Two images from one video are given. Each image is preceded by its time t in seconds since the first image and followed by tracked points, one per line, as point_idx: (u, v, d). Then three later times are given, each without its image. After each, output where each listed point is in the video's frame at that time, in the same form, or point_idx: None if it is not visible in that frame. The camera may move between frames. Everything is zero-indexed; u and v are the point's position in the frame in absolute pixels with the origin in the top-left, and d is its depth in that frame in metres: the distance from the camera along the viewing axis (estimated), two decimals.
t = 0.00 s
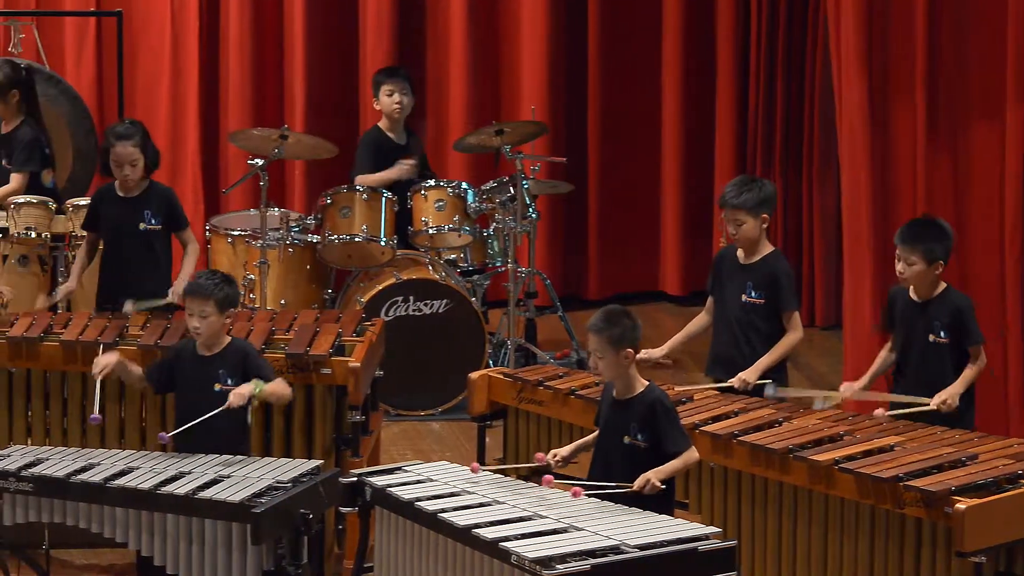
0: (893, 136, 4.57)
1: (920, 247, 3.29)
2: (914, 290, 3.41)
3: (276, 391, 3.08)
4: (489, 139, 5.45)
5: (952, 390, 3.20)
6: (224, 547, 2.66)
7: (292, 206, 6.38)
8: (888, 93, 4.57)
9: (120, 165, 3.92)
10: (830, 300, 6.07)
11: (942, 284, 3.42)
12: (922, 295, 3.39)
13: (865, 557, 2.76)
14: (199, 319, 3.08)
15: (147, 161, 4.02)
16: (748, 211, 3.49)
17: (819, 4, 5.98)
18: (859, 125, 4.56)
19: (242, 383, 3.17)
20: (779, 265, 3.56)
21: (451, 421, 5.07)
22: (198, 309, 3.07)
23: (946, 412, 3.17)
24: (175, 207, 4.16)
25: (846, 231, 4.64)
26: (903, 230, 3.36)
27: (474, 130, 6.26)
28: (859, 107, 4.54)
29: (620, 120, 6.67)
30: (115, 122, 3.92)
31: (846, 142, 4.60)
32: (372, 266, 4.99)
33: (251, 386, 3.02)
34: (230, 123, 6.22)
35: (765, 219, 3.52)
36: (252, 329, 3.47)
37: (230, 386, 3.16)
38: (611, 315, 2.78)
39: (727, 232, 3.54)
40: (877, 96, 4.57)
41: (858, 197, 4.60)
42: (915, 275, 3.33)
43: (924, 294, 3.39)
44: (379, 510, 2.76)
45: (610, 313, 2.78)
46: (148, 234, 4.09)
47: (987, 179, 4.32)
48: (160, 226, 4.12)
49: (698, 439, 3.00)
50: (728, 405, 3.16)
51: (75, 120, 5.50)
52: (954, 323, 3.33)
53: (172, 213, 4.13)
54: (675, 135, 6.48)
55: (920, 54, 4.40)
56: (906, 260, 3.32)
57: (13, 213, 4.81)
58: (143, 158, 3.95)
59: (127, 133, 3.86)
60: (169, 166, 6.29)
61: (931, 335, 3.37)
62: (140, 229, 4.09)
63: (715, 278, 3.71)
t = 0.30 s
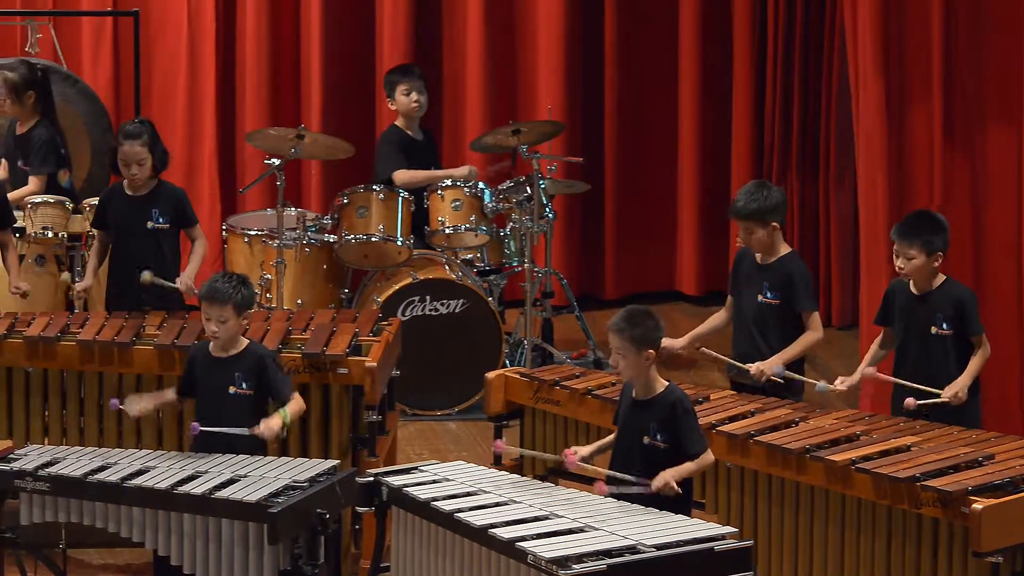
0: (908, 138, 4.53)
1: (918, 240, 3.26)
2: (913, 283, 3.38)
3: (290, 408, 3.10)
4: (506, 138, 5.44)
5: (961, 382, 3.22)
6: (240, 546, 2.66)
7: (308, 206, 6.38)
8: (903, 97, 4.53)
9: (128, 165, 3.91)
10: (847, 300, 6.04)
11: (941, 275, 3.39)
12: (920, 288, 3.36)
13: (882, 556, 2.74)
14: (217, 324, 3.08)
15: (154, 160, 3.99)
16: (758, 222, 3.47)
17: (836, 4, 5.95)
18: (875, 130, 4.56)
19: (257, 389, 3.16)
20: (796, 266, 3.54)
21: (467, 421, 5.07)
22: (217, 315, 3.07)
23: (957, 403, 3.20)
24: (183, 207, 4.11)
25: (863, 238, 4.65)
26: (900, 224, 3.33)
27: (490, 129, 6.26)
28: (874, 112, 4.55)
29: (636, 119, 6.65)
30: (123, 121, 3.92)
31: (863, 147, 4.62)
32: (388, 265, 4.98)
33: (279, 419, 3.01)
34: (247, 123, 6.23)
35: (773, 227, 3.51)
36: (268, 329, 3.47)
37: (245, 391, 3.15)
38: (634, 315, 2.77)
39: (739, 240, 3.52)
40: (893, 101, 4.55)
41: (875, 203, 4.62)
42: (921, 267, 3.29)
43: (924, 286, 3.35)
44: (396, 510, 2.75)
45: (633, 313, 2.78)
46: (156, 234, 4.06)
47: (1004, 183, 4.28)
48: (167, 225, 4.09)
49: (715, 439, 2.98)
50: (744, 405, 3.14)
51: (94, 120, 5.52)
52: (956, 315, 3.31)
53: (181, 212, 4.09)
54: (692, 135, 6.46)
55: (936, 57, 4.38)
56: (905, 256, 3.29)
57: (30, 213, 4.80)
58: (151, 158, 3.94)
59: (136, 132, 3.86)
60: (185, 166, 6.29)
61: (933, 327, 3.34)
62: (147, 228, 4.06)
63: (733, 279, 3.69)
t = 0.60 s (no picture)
0: (926, 136, 4.52)
1: (938, 255, 3.20)
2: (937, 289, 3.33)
3: (298, 412, 3.17)
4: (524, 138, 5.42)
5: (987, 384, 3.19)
6: (258, 546, 2.66)
7: (326, 207, 6.39)
8: (921, 94, 4.51)
9: (142, 166, 3.89)
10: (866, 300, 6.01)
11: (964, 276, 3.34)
12: (944, 291, 3.32)
13: (901, 556, 2.72)
14: (229, 324, 3.08)
15: (166, 161, 3.98)
16: (777, 227, 3.46)
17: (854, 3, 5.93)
18: (893, 128, 4.55)
19: (274, 390, 3.18)
20: (816, 266, 3.52)
21: (485, 421, 5.06)
22: (228, 316, 3.07)
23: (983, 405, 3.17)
24: (194, 207, 4.09)
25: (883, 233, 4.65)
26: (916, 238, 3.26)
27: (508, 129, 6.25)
28: (893, 110, 4.54)
29: (655, 119, 6.64)
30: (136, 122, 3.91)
31: (882, 146, 4.60)
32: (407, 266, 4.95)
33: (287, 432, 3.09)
34: (265, 124, 6.25)
35: (792, 232, 3.50)
36: (287, 329, 3.47)
37: (263, 392, 3.16)
38: (652, 316, 2.75)
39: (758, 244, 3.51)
40: (911, 99, 4.53)
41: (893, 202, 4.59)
42: (948, 276, 3.27)
43: (948, 289, 3.31)
44: (414, 510, 2.74)
45: (651, 315, 2.76)
46: (168, 234, 4.03)
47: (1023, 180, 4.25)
48: (179, 224, 4.06)
49: (733, 440, 2.96)
50: (763, 405, 3.12)
51: (113, 120, 5.53)
52: (983, 315, 3.28)
53: (191, 211, 4.06)
54: (711, 135, 6.43)
55: (955, 53, 4.38)
56: (928, 271, 3.23)
57: (48, 214, 4.83)
58: (164, 159, 3.92)
59: (149, 132, 3.84)
60: (204, 167, 6.31)
61: (960, 328, 3.31)
62: (159, 228, 4.03)
63: (753, 281, 3.67)
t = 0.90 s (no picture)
0: (944, 132, 4.57)
1: (979, 266, 3.16)
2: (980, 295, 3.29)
3: (325, 407, 3.16)
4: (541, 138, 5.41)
5: None
6: (275, 546, 2.67)
7: (343, 206, 6.40)
8: (939, 91, 4.56)
9: (158, 167, 3.89)
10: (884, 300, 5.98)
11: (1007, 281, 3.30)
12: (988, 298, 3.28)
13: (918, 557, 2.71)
14: (252, 326, 3.08)
15: (181, 162, 3.98)
16: (804, 221, 3.43)
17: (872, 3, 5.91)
18: (911, 128, 4.60)
19: (293, 389, 3.17)
20: (836, 266, 3.50)
21: (503, 421, 5.05)
22: (252, 318, 3.07)
23: None
24: (210, 207, 4.10)
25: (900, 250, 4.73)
26: (956, 247, 3.23)
27: (525, 129, 6.24)
28: (911, 109, 4.58)
29: (672, 118, 6.62)
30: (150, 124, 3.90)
31: (900, 144, 4.65)
32: (424, 266, 4.97)
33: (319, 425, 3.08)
34: (283, 124, 6.26)
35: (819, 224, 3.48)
36: (304, 329, 3.47)
37: (282, 392, 3.16)
38: (667, 317, 2.74)
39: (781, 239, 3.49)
40: (928, 99, 4.58)
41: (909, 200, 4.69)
42: (991, 283, 3.23)
43: (992, 295, 3.28)
44: (430, 510, 2.74)
45: (665, 316, 2.74)
46: (183, 234, 4.04)
47: None
48: (194, 225, 4.06)
49: (750, 439, 2.94)
50: (779, 405, 3.10)
51: (131, 120, 5.55)
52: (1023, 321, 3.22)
53: (208, 212, 4.07)
54: (728, 135, 6.41)
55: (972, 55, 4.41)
56: (970, 279, 3.20)
57: (66, 213, 4.82)
58: (179, 160, 3.92)
59: (163, 134, 3.83)
60: (220, 166, 6.31)
61: (999, 334, 3.27)
62: (174, 228, 4.03)
63: (771, 281, 3.65)
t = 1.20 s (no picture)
0: (964, 129, 4.61)
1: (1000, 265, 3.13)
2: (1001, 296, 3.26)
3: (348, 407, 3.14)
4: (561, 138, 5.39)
5: None
6: (295, 546, 2.66)
7: (363, 206, 6.41)
8: (959, 89, 4.61)
9: (173, 166, 3.89)
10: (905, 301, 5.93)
11: None
12: (1009, 299, 3.25)
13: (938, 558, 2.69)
14: (272, 323, 3.07)
15: (199, 162, 3.99)
16: (830, 220, 3.41)
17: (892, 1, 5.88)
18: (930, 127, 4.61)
19: (317, 389, 3.17)
20: (857, 266, 3.48)
21: (522, 422, 5.04)
22: (272, 315, 3.06)
23: None
24: (229, 207, 4.11)
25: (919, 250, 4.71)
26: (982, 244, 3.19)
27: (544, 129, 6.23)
28: (930, 107, 4.59)
29: (692, 118, 6.59)
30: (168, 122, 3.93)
31: (918, 142, 4.66)
32: (443, 266, 4.95)
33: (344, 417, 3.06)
34: (302, 125, 6.27)
35: (843, 224, 3.45)
36: (324, 329, 3.46)
37: (305, 391, 3.15)
38: (685, 319, 2.73)
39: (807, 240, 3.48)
40: (948, 99, 4.61)
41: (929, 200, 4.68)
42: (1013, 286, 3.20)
43: (1012, 297, 3.24)
44: (450, 510, 2.73)
45: (684, 317, 2.73)
46: (201, 234, 4.04)
47: None
48: (213, 225, 4.07)
49: (770, 440, 2.92)
50: (800, 405, 3.07)
51: (151, 120, 5.57)
52: None
53: (226, 212, 4.08)
54: (747, 134, 6.38)
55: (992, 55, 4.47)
56: (990, 278, 3.17)
57: (85, 213, 4.86)
58: (195, 159, 3.92)
59: (180, 132, 3.85)
60: (240, 165, 6.33)
61: (1016, 336, 3.25)
62: (193, 229, 4.04)
63: (790, 282, 3.63)
